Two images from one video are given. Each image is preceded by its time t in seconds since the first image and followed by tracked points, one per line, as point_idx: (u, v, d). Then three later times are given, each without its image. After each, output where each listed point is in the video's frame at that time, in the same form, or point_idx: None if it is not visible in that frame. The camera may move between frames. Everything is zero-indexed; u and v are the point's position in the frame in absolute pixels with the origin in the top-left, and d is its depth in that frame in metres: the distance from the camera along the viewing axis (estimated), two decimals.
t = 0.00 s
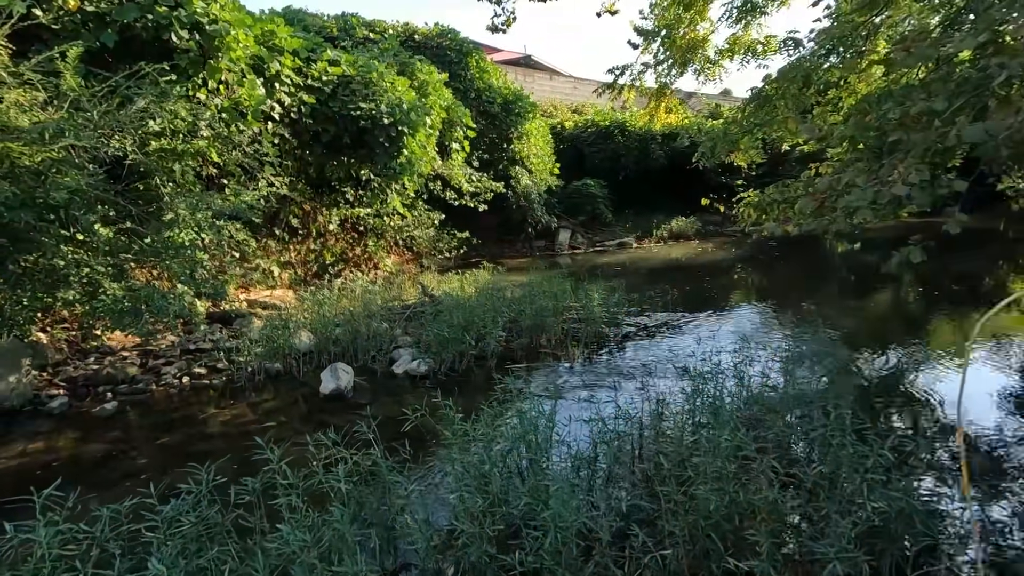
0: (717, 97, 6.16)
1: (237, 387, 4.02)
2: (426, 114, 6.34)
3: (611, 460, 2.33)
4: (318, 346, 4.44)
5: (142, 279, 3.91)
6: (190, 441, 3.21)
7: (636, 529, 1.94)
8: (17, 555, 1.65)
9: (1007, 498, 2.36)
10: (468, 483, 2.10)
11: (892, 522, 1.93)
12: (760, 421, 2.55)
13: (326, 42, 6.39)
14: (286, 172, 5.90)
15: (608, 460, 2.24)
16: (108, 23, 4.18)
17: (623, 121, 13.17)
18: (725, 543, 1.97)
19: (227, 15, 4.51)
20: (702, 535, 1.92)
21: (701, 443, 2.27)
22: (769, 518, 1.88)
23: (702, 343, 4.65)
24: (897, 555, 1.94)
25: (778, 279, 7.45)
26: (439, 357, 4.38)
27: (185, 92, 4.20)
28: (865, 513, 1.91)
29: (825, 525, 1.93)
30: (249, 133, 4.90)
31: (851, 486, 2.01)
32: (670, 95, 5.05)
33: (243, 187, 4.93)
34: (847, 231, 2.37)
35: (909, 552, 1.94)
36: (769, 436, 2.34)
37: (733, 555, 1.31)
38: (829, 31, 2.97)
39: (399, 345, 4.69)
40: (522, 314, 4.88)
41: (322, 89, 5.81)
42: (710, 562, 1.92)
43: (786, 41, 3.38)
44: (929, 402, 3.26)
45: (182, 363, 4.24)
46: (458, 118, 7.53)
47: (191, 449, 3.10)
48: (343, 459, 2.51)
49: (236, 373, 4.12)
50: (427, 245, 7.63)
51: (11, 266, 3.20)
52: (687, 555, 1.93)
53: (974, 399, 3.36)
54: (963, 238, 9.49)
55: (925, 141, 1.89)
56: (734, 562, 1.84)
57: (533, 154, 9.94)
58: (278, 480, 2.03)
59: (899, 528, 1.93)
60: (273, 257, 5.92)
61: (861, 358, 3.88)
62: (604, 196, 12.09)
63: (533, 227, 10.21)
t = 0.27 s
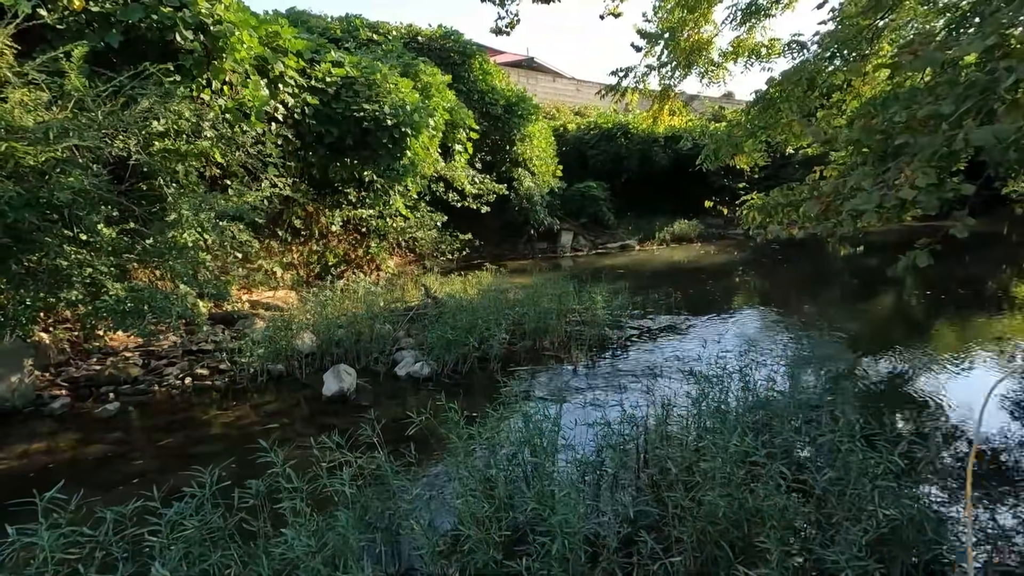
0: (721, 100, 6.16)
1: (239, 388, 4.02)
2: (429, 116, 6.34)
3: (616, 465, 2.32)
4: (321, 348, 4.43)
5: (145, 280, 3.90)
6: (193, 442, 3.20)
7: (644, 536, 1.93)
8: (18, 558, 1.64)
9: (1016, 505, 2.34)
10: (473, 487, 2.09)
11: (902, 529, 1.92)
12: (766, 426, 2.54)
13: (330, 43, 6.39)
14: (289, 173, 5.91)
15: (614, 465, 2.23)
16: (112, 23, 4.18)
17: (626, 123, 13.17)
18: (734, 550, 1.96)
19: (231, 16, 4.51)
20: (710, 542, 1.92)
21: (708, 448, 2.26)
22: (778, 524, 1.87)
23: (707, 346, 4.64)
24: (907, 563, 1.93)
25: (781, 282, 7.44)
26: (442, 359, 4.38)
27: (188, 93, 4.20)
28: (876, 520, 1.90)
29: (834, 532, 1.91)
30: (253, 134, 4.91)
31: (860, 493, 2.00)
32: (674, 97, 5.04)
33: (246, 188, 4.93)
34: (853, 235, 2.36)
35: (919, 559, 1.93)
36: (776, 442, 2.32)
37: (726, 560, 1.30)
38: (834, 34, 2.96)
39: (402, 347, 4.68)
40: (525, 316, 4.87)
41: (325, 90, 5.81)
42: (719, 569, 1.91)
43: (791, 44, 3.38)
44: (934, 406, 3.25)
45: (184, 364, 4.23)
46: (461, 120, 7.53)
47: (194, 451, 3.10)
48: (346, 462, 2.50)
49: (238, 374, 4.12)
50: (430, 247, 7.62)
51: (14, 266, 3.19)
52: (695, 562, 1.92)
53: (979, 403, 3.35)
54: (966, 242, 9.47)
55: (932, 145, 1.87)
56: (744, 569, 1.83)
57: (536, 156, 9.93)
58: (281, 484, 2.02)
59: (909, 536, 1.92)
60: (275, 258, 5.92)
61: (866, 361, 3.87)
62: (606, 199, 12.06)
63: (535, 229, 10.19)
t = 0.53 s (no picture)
0: (727, 102, 6.14)
1: (245, 388, 4.04)
2: (435, 117, 6.35)
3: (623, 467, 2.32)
4: (327, 347, 4.44)
5: (152, 279, 3.92)
6: (199, 441, 3.21)
7: (652, 539, 1.93)
8: (28, 556, 1.65)
9: None
10: (480, 489, 2.09)
11: (913, 535, 1.91)
12: (774, 429, 2.53)
13: (337, 44, 6.41)
14: (296, 173, 5.93)
15: (621, 467, 2.23)
16: (122, 23, 4.21)
17: (632, 124, 13.15)
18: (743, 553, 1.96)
19: (240, 16, 4.54)
20: (719, 547, 1.91)
21: (716, 452, 2.25)
22: (787, 529, 1.87)
23: (713, 348, 4.63)
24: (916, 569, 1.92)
25: (789, 285, 7.41)
26: (447, 360, 4.38)
27: (197, 93, 4.22)
28: (887, 525, 1.89)
29: (844, 537, 1.91)
30: (260, 134, 4.92)
31: (870, 498, 1.99)
32: (681, 99, 5.03)
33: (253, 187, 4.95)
34: (862, 238, 2.35)
35: (929, 565, 1.92)
36: (784, 446, 2.31)
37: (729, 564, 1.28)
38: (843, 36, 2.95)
39: (407, 347, 4.69)
40: (531, 317, 4.87)
41: (332, 91, 5.83)
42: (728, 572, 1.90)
43: (799, 46, 3.37)
44: (945, 411, 3.22)
45: (191, 363, 4.25)
46: (467, 121, 7.54)
47: (200, 449, 3.11)
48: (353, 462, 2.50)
49: (244, 373, 4.13)
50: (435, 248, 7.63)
51: (24, 264, 3.20)
52: (703, 565, 1.92)
53: (988, 407, 3.33)
54: (974, 244, 9.41)
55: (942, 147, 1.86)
56: (753, 573, 1.83)
57: (542, 157, 9.94)
58: (289, 483, 2.02)
59: (919, 541, 1.91)
60: (282, 257, 5.94)
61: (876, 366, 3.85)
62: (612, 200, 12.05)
63: (541, 230, 10.19)
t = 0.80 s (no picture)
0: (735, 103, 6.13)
1: (253, 386, 4.06)
2: (443, 117, 6.37)
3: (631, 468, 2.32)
4: (334, 347, 4.46)
5: (162, 277, 3.95)
6: (208, 439, 3.23)
7: (659, 540, 1.93)
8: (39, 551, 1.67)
9: None
10: (487, 489, 2.10)
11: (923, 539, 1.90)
12: (782, 431, 2.52)
13: (345, 44, 6.44)
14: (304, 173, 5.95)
15: (629, 467, 2.22)
16: (134, 24, 4.26)
17: (640, 125, 13.13)
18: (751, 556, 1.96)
19: (250, 17, 4.57)
20: (726, 549, 1.91)
21: (723, 454, 2.25)
22: (795, 532, 1.87)
23: (720, 350, 4.62)
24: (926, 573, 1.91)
25: (796, 287, 7.39)
26: (454, 360, 4.39)
27: (207, 93, 4.25)
28: (896, 529, 1.88)
29: (853, 540, 1.90)
30: (269, 134, 4.95)
31: (880, 502, 1.98)
32: (688, 100, 5.03)
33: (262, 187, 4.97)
34: (872, 239, 2.35)
35: (938, 570, 1.91)
36: (792, 448, 2.31)
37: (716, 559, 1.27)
38: (853, 36, 2.93)
39: (414, 347, 4.70)
40: (537, 318, 4.88)
41: (341, 91, 5.86)
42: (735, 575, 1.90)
43: (808, 47, 3.36)
44: (954, 414, 3.21)
45: (200, 361, 4.29)
46: (475, 121, 7.56)
47: (209, 447, 3.13)
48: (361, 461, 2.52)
49: (252, 372, 4.16)
50: (442, 248, 7.65)
51: (36, 263, 3.22)
52: (711, 568, 1.92)
53: (998, 410, 3.31)
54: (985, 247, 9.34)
55: (954, 148, 1.86)
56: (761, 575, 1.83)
57: (549, 158, 9.94)
58: (296, 481, 2.04)
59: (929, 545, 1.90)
60: (290, 257, 5.97)
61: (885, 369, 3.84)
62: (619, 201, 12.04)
63: (547, 231, 10.19)
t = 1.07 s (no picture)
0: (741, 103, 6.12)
1: (258, 385, 4.07)
2: (448, 117, 6.38)
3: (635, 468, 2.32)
4: (339, 346, 4.47)
5: (168, 276, 3.97)
6: (213, 438, 3.24)
7: (664, 541, 1.92)
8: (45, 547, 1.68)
9: None
10: (491, 488, 2.10)
11: (932, 542, 1.89)
12: (787, 432, 2.51)
13: (351, 45, 6.46)
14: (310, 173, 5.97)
15: (634, 468, 2.22)
16: (142, 24, 4.29)
17: (645, 126, 13.11)
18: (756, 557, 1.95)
19: (257, 17, 4.59)
20: (733, 550, 1.90)
21: (729, 455, 2.24)
22: (801, 533, 1.86)
23: (725, 351, 4.60)
24: None
25: (802, 288, 7.36)
26: (459, 359, 4.39)
27: (214, 93, 4.27)
28: (904, 532, 1.88)
29: (860, 542, 1.89)
30: (275, 134, 4.96)
31: (887, 504, 1.97)
32: (694, 100, 5.02)
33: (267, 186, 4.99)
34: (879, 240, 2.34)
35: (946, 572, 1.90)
36: (798, 449, 2.30)
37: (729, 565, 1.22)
38: (861, 36, 2.92)
39: (419, 346, 4.71)
40: (542, 318, 4.88)
41: (346, 92, 5.88)
42: None
43: (815, 47, 3.35)
44: (962, 416, 3.19)
45: (205, 359, 4.31)
46: (480, 121, 7.57)
47: (215, 445, 3.15)
48: (365, 459, 2.52)
49: (257, 371, 4.17)
50: (447, 248, 7.66)
51: (44, 262, 3.26)
52: (716, 569, 1.92)
53: (1007, 412, 3.28)
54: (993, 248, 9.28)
55: (963, 148, 1.85)
56: None
57: (554, 159, 9.95)
58: (301, 479, 2.04)
59: (936, 548, 1.89)
60: (295, 256, 5.98)
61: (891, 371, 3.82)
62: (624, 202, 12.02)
63: (552, 231, 10.19)
